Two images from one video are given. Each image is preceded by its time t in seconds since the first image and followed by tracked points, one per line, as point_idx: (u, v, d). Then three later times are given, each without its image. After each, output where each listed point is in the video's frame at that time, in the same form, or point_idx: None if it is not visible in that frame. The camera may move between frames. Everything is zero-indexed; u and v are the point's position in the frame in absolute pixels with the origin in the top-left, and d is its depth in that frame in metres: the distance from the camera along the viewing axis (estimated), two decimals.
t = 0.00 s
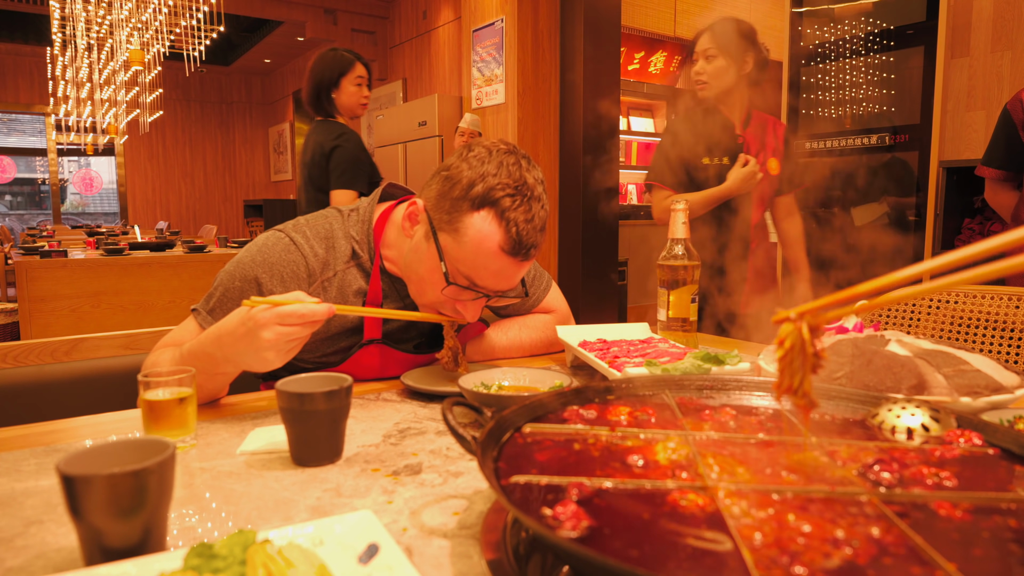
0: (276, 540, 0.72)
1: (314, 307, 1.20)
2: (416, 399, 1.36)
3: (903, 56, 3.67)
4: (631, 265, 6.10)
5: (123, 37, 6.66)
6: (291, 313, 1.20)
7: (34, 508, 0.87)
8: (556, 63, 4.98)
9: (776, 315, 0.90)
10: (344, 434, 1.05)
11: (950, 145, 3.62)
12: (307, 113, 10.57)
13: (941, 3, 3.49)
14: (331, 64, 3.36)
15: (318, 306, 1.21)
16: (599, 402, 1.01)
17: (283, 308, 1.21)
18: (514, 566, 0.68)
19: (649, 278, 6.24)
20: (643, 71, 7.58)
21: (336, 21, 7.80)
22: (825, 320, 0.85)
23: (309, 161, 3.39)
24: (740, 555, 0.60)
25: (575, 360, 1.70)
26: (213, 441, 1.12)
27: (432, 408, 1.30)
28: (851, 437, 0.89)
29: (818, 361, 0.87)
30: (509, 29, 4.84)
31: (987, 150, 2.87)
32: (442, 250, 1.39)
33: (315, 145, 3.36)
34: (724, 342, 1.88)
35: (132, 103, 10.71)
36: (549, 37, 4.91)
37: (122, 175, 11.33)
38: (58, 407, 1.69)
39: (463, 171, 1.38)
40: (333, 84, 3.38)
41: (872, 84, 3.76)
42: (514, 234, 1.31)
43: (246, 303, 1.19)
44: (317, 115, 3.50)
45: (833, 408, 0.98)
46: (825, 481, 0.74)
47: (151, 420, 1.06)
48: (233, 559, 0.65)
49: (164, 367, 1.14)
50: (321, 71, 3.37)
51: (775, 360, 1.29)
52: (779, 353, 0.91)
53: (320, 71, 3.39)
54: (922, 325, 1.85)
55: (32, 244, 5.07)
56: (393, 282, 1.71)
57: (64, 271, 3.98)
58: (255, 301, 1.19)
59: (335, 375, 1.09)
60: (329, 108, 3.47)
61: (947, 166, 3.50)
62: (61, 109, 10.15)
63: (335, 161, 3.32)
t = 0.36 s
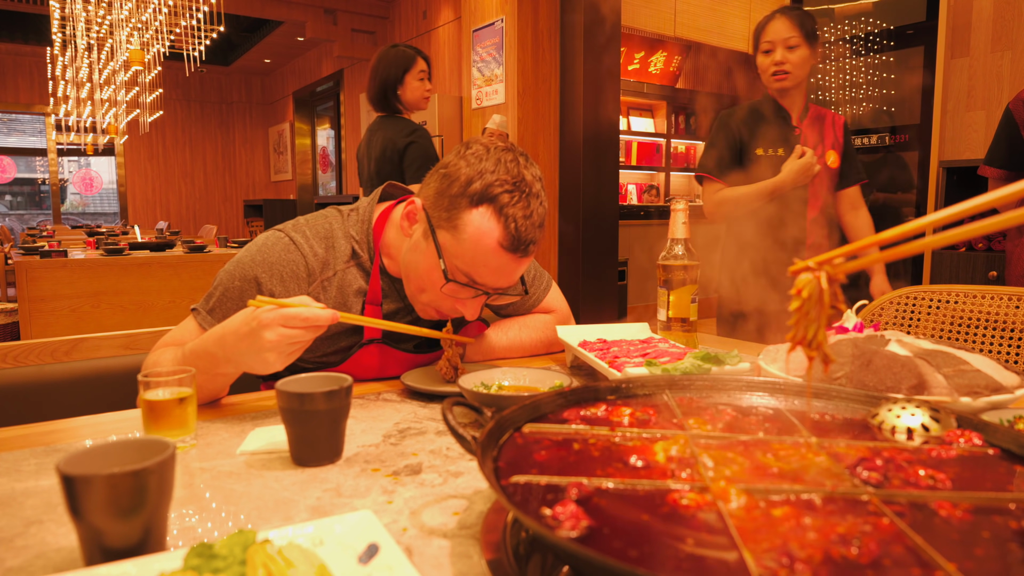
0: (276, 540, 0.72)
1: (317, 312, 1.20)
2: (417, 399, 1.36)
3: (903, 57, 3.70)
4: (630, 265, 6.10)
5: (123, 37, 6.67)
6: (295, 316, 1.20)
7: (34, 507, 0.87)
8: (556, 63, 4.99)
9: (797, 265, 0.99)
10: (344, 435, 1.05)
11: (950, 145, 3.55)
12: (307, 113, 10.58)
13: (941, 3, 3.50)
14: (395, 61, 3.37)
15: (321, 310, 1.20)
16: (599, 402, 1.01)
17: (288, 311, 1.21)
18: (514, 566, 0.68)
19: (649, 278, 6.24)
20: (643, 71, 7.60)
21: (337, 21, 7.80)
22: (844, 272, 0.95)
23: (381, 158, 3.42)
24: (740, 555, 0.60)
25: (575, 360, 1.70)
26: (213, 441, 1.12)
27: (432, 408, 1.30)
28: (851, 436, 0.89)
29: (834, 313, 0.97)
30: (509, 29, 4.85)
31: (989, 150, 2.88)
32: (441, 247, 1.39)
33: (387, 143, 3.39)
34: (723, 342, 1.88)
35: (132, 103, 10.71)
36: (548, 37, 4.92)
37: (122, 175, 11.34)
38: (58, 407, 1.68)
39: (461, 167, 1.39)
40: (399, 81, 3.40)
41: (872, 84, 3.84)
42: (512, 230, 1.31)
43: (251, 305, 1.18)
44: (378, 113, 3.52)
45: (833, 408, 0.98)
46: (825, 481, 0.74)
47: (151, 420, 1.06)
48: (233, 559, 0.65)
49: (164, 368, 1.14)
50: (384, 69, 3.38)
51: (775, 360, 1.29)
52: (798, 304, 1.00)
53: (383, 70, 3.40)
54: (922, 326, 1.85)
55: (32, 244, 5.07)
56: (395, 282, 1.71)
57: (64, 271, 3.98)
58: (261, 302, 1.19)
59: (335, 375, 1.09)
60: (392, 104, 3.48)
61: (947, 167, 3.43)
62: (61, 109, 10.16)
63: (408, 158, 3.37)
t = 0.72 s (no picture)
0: (276, 540, 0.71)
1: (314, 312, 1.19)
2: (416, 400, 1.36)
3: (903, 57, 3.67)
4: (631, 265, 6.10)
5: (122, 37, 6.67)
6: (291, 314, 1.20)
7: (34, 507, 0.87)
8: (556, 63, 4.99)
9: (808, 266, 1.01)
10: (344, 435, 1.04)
11: (950, 145, 3.60)
12: (307, 113, 10.58)
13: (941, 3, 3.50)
14: (429, 62, 3.37)
15: (319, 309, 1.20)
16: (599, 402, 1.01)
17: (284, 308, 1.20)
18: (514, 567, 0.68)
19: (649, 278, 6.24)
20: (643, 71, 7.61)
21: (337, 21, 7.79)
22: (850, 274, 0.99)
23: (413, 158, 3.38)
24: (740, 555, 0.59)
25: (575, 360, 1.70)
26: (213, 441, 1.11)
27: (432, 408, 1.30)
28: (852, 436, 0.89)
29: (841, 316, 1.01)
30: (509, 29, 4.85)
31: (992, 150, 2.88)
32: (434, 247, 1.39)
33: (418, 142, 3.35)
34: (723, 342, 1.88)
35: (132, 103, 10.71)
36: (549, 37, 4.92)
37: (122, 175, 11.34)
38: (58, 406, 1.68)
39: (453, 165, 1.39)
40: (432, 82, 3.40)
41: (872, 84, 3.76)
42: (504, 228, 1.30)
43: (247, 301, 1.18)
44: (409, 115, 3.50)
45: (833, 408, 0.98)
46: (825, 482, 0.74)
47: (151, 420, 1.06)
48: (233, 559, 0.65)
49: (164, 368, 1.13)
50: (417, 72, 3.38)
51: (775, 360, 1.29)
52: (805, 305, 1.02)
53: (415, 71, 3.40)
54: (923, 325, 1.85)
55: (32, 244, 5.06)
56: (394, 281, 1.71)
57: (63, 271, 3.98)
58: (258, 299, 1.19)
59: (335, 375, 1.09)
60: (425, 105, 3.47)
61: (947, 166, 3.46)
62: (61, 109, 10.15)
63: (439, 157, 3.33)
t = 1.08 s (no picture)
0: (276, 540, 0.71)
1: (309, 321, 1.18)
2: (416, 400, 1.36)
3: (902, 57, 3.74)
4: (631, 265, 6.11)
5: (122, 37, 6.66)
6: (287, 321, 1.20)
7: (34, 507, 0.87)
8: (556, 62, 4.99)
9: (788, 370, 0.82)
10: (344, 435, 1.05)
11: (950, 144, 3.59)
12: (307, 113, 10.59)
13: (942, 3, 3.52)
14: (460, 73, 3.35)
15: (314, 319, 1.19)
16: (600, 402, 1.01)
17: (280, 315, 1.21)
18: (514, 566, 0.68)
19: (649, 278, 6.24)
20: (643, 71, 7.62)
21: (337, 21, 7.79)
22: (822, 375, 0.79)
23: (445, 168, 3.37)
24: (740, 555, 0.59)
25: (576, 360, 1.70)
26: (213, 441, 1.11)
27: (432, 408, 1.30)
28: (852, 436, 0.89)
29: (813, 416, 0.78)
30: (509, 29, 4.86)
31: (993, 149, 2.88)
32: (435, 233, 1.39)
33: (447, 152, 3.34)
34: (723, 342, 1.88)
35: (132, 103, 10.70)
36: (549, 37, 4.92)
37: (122, 175, 11.34)
38: (59, 406, 1.68)
39: (451, 151, 1.39)
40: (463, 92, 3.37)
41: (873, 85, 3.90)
42: (505, 211, 1.30)
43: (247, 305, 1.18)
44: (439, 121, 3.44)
45: (833, 408, 0.98)
46: (825, 481, 0.74)
47: (151, 420, 1.06)
48: (233, 559, 0.65)
49: (164, 367, 1.13)
50: (459, 84, 3.32)
51: (774, 360, 1.29)
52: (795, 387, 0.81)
53: (452, 80, 3.35)
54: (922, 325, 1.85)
55: (32, 244, 5.07)
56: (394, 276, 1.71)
57: (63, 271, 3.98)
58: (255, 302, 1.20)
59: (335, 375, 1.09)
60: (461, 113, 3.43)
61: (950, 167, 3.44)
62: (61, 109, 10.16)
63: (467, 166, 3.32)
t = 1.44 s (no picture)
0: (276, 539, 0.71)
1: (284, 305, 1.17)
2: (416, 399, 1.36)
3: (902, 56, 3.72)
4: (631, 266, 6.10)
5: (122, 37, 6.65)
6: (262, 305, 1.18)
7: (34, 508, 0.87)
8: (556, 62, 4.98)
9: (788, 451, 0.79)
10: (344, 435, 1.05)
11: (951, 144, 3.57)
12: (307, 113, 10.58)
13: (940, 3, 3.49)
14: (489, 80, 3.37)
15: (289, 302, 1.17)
16: (600, 402, 1.01)
17: (254, 298, 1.18)
18: (514, 567, 0.68)
19: (649, 277, 6.24)
20: (643, 71, 7.62)
21: (337, 21, 7.78)
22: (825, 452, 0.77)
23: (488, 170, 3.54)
24: (740, 556, 0.59)
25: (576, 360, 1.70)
26: (213, 441, 1.11)
27: (432, 408, 1.30)
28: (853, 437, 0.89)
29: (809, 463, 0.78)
30: (509, 29, 4.85)
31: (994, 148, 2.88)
32: (417, 190, 1.43)
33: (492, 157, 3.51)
34: (724, 342, 1.88)
35: (132, 103, 10.69)
36: (549, 36, 4.91)
37: (122, 175, 11.35)
38: (59, 406, 1.68)
39: (422, 109, 1.43)
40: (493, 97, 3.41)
41: (872, 84, 3.87)
42: (482, 158, 1.35)
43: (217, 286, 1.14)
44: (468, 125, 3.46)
45: (834, 408, 0.98)
46: (824, 481, 0.74)
47: (151, 420, 1.06)
48: (233, 559, 0.65)
49: (164, 368, 1.14)
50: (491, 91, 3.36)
51: (775, 360, 1.29)
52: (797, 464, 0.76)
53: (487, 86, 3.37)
54: (921, 325, 1.84)
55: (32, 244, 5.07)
56: (387, 258, 1.72)
57: (63, 271, 3.97)
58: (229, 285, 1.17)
59: (335, 375, 1.09)
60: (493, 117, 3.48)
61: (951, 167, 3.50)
62: (61, 109, 10.15)
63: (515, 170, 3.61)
